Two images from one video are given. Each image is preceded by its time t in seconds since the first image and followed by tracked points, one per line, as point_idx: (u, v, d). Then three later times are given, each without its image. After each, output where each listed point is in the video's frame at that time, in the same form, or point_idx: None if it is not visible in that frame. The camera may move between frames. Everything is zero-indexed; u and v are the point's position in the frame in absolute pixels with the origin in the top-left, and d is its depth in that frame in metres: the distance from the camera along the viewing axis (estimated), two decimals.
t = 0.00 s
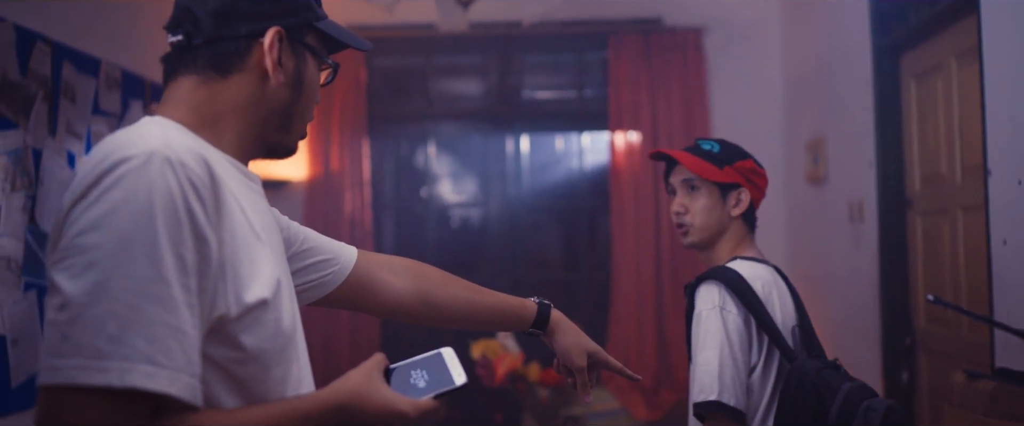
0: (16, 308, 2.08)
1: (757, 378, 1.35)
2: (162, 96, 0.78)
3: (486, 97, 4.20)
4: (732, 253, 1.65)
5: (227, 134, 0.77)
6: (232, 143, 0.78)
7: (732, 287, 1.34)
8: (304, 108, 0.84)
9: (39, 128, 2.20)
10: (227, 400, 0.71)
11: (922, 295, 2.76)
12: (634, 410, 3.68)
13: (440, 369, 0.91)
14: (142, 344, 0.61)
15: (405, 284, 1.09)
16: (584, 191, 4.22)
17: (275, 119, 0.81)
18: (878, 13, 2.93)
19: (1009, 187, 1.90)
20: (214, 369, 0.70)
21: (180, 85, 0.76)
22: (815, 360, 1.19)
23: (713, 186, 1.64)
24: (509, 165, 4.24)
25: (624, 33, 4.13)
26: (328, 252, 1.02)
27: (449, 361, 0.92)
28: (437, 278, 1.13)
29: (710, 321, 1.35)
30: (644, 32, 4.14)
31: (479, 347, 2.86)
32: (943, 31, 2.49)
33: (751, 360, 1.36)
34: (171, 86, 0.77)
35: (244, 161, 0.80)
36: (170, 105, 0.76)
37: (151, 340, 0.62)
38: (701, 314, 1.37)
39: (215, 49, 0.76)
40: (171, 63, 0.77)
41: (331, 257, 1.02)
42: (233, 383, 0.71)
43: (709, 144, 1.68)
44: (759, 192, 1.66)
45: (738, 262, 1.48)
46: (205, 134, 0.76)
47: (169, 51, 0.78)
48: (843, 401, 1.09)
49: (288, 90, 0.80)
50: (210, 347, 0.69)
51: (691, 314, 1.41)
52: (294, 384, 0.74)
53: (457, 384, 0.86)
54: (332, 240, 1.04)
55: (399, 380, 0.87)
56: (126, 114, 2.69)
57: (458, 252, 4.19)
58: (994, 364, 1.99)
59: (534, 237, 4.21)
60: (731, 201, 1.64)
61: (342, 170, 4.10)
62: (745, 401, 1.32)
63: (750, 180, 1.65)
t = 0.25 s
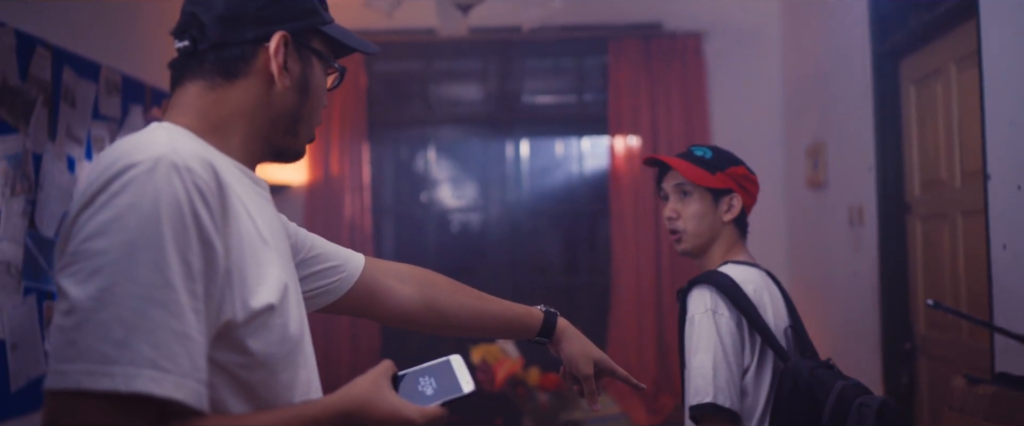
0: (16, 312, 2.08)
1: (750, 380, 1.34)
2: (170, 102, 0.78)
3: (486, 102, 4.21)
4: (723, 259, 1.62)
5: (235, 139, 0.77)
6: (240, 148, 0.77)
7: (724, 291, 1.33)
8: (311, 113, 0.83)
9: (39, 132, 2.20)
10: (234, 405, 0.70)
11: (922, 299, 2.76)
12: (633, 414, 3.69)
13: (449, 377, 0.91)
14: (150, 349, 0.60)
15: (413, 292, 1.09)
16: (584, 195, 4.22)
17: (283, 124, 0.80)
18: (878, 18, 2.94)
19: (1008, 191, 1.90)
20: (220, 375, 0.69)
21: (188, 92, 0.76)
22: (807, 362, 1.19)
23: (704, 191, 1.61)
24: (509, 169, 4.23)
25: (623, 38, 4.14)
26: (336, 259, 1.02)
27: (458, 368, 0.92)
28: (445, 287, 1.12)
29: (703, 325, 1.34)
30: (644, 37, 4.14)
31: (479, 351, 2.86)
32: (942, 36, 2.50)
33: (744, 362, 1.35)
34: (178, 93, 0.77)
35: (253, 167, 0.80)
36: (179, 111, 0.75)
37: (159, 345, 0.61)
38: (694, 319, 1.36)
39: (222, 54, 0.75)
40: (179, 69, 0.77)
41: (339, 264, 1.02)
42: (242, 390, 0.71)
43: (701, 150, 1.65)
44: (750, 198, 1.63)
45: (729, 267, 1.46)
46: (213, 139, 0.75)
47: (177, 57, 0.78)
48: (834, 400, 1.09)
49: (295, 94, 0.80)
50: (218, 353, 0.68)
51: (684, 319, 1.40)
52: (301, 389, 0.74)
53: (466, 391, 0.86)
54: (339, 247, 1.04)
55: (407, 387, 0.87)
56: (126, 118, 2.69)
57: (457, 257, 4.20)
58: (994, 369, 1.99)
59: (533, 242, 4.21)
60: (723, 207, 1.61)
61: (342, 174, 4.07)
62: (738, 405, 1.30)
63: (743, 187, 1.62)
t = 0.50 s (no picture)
0: (16, 317, 2.08)
1: (712, 389, 1.31)
2: (173, 104, 0.79)
3: (486, 107, 4.21)
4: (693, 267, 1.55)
5: (240, 140, 0.78)
6: (245, 149, 0.78)
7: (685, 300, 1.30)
8: (315, 113, 0.84)
9: (39, 138, 2.21)
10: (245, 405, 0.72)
11: (921, 305, 2.76)
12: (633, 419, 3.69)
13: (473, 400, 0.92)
14: (154, 356, 0.62)
15: (409, 318, 1.10)
16: (584, 201, 4.22)
17: (286, 124, 0.81)
18: (877, 24, 2.94)
19: (1007, 197, 1.91)
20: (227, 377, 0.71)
21: (191, 96, 0.77)
22: (769, 369, 1.17)
23: (675, 201, 1.55)
24: (509, 174, 4.23)
25: (623, 43, 4.14)
26: (339, 280, 1.02)
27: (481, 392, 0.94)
28: (440, 314, 1.13)
29: (663, 335, 1.31)
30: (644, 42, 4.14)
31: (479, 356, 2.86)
32: (941, 41, 2.50)
33: (705, 371, 1.32)
34: (182, 96, 0.78)
35: (256, 167, 0.81)
36: (183, 114, 0.76)
37: (163, 351, 0.62)
38: (655, 329, 1.32)
39: (225, 58, 0.76)
40: (182, 72, 0.78)
41: (340, 286, 1.02)
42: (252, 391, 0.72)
43: (675, 158, 1.59)
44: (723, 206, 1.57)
45: (693, 277, 1.42)
46: (218, 142, 0.77)
47: (179, 59, 0.79)
48: (792, 407, 1.08)
49: (298, 96, 0.81)
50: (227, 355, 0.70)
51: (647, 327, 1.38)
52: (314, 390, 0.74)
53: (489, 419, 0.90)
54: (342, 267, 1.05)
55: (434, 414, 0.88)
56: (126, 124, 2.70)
57: (457, 262, 4.20)
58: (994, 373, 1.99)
59: (533, 247, 4.21)
60: (696, 214, 1.55)
61: (342, 180, 4.06)
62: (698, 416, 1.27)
63: (717, 195, 1.56)
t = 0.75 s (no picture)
0: (15, 319, 2.08)
1: (662, 400, 1.29)
2: (182, 121, 0.78)
3: (485, 109, 4.21)
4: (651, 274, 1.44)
5: (255, 138, 0.77)
6: (262, 145, 0.78)
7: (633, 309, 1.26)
8: (325, 95, 0.82)
9: (38, 140, 2.21)
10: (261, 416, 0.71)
11: (921, 306, 2.75)
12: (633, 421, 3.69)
13: None
14: (164, 364, 0.62)
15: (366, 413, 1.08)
16: (584, 203, 4.21)
17: (299, 112, 0.80)
18: (877, 26, 2.94)
19: (1006, 199, 1.91)
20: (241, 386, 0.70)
21: (198, 106, 0.76)
22: (722, 373, 1.19)
23: (630, 207, 1.44)
24: (508, 176, 4.24)
25: (623, 45, 4.13)
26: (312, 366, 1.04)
27: None
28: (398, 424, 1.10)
29: (610, 345, 1.28)
30: (644, 44, 4.14)
31: (479, 358, 2.86)
32: (941, 43, 2.50)
33: (655, 381, 1.30)
34: (188, 108, 0.77)
35: (276, 162, 0.80)
36: (194, 126, 0.76)
37: (173, 360, 0.63)
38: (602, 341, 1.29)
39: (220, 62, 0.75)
40: (182, 85, 0.77)
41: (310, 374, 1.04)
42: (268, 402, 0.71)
43: (631, 162, 1.50)
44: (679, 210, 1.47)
45: (643, 284, 1.35)
46: (234, 144, 0.76)
47: (177, 74, 0.78)
48: (740, 413, 1.11)
49: (303, 82, 0.79)
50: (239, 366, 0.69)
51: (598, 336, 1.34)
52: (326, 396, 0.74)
53: None
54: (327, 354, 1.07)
55: None
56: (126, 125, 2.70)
57: (456, 263, 4.21)
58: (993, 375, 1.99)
59: (532, 248, 4.21)
60: (651, 219, 1.45)
61: (342, 182, 4.06)
62: None
63: (674, 199, 1.46)
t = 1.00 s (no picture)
0: (15, 320, 2.08)
1: (636, 398, 1.30)
2: (234, 136, 0.78)
3: (485, 110, 4.21)
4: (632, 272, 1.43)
5: (300, 170, 0.77)
6: (306, 179, 0.77)
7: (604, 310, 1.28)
8: (370, 134, 0.82)
9: (37, 141, 2.21)
10: None
11: (921, 307, 2.75)
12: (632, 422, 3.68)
13: None
14: (175, 352, 0.63)
15: None
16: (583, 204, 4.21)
17: (343, 152, 0.79)
18: (876, 26, 2.94)
19: (1005, 200, 1.91)
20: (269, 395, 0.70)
21: (253, 126, 0.76)
22: (694, 372, 1.21)
23: (606, 210, 1.45)
24: (508, 177, 4.23)
25: (622, 46, 4.13)
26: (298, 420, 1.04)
27: None
28: None
29: (585, 346, 1.30)
30: (643, 45, 4.14)
31: (478, 359, 2.86)
32: (940, 44, 2.50)
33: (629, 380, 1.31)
34: (241, 128, 0.77)
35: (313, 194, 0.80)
36: (245, 146, 0.76)
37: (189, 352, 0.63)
38: (580, 341, 1.32)
39: (286, 92, 0.75)
40: (240, 104, 0.77)
41: None
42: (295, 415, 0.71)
43: (603, 165, 1.51)
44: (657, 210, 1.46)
45: (620, 283, 1.35)
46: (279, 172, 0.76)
47: (237, 91, 0.77)
48: (707, 408, 1.16)
49: (356, 123, 0.79)
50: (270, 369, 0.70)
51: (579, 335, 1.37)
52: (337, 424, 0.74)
53: None
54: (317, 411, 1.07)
55: None
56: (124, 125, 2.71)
57: (455, 264, 4.20)
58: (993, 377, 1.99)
59: (531, 249, 4.21)
60: (627, 219, 1.45)
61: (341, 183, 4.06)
62: None
63: (647, 198, 1.46)
